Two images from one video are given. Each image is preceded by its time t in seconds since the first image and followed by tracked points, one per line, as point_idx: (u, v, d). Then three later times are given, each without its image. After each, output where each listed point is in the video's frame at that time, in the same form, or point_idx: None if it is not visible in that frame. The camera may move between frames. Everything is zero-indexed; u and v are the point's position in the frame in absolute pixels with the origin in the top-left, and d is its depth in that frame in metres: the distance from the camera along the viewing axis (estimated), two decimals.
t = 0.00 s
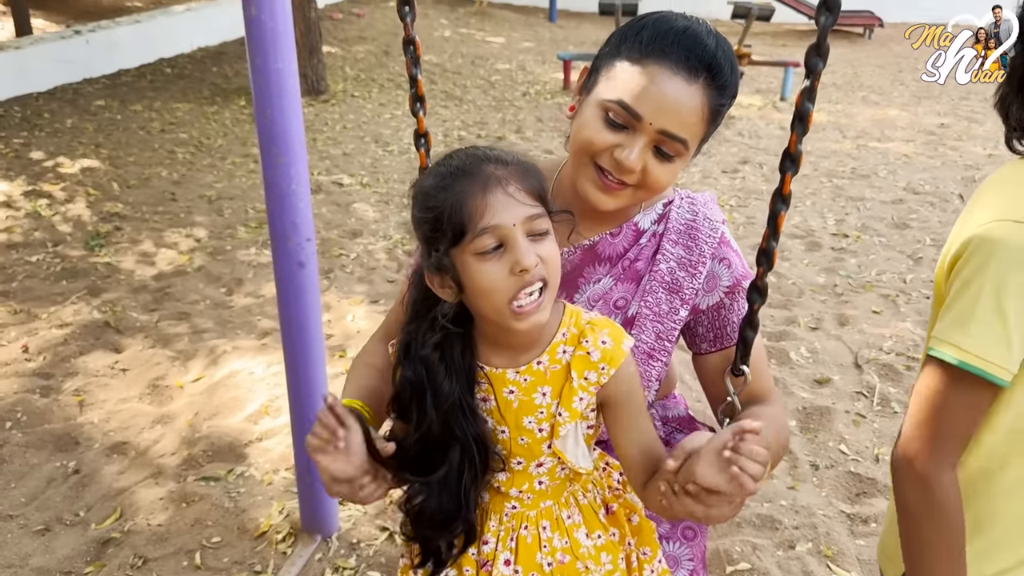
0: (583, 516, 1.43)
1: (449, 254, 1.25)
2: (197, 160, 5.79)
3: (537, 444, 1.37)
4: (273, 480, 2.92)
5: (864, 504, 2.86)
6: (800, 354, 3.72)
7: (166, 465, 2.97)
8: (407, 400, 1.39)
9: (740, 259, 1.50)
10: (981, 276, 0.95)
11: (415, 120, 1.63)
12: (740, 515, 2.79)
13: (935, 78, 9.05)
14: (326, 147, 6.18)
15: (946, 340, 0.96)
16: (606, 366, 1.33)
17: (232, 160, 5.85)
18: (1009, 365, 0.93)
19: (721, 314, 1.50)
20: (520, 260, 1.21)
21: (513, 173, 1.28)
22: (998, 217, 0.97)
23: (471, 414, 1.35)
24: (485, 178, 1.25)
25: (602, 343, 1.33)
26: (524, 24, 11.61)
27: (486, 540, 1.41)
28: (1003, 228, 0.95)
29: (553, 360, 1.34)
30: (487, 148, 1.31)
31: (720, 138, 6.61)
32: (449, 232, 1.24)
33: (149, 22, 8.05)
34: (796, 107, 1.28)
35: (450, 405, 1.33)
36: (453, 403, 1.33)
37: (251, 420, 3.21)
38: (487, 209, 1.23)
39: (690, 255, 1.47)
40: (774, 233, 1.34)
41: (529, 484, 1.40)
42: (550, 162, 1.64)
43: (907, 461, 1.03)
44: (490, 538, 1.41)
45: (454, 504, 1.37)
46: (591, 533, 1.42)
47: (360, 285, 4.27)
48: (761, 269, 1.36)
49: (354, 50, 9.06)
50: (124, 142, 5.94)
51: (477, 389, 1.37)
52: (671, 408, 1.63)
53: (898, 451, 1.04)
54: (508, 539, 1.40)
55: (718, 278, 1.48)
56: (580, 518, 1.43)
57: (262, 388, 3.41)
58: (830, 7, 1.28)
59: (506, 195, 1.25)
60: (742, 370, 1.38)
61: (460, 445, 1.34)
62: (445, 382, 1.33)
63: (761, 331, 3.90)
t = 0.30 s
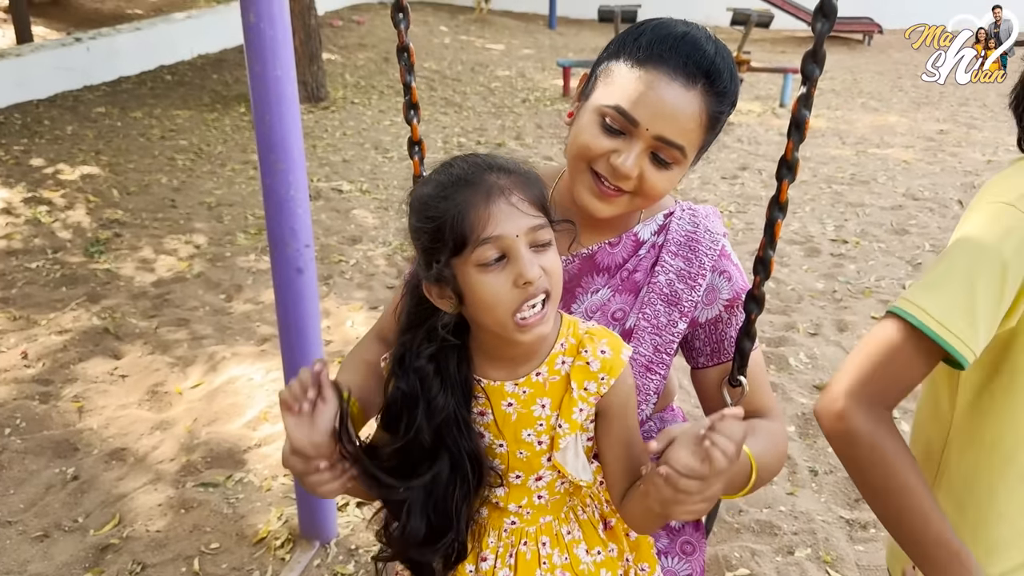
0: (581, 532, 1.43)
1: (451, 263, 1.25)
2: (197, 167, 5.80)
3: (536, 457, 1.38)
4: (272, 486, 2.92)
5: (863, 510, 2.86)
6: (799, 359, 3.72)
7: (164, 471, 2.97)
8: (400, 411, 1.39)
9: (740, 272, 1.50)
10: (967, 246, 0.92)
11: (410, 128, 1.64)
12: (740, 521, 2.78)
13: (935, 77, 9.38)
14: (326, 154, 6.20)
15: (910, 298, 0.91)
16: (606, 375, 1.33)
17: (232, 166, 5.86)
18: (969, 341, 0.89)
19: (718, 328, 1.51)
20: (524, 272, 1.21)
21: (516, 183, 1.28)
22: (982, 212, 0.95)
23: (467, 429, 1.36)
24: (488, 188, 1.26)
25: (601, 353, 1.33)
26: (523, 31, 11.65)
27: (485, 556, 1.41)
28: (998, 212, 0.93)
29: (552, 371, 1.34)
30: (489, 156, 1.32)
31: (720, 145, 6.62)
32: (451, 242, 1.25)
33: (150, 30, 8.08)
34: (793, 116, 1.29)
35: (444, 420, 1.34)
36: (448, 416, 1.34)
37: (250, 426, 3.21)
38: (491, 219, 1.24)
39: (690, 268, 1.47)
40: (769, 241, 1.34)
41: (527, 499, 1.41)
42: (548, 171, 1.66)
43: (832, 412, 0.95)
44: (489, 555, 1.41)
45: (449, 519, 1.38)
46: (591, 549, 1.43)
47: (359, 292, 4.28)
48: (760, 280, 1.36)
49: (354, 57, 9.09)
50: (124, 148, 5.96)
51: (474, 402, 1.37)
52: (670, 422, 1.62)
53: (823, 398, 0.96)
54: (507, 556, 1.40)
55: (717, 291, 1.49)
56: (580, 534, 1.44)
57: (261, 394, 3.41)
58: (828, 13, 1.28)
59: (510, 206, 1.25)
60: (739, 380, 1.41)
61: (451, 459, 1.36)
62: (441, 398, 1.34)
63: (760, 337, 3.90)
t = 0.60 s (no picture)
0: (581, 544, 1.44)
1: (443, 279, 1.25)
2: (199, 174, 5.82)
3: (535, 468, 1.39)
4: (272, 493, 2.92)
5: (865, 516, 2.85)
6: (801, 366, 3.71)
7: (165, 477, 2.97)
8: (399, 427, 1.39)
9: (737, 279, 1.51)
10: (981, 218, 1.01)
11: (408, 136, 1.64)
12: (741, 528, 2.78)
13: (935, 76, 9.81)
14: (328, 160, 6.21)
15: (906, 233, 1.04)
16: (604, 388, 1.33)
17: (233, 173, 5.87)
18: (936, 295, 1.02)
19: (717, 336, 1.52)
20: (517, 286, 1.22)
21: (506, 197, 1.28)
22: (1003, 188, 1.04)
23: (465, 442, 1.36)
24: (479, 203, 1.25)
25: (599, 364, 1.33)
26: (525, 38, 11.68)
27: (483, 568, 1.43)
28: None
29: (549, 382, 1.34)
30: (475, 169, 1.31)
31: (720, 151, 6.64)
32: (442, 258, 1.25)
33: (152, 37, 8.11)
34: (793, 122, 1.29)
35: (443, 434, 1.34)
36: (448, 429, 1.34)
37: (251, 433, 3.21)
38: (481, 234, 1.24)
39: (686, 276, 1.47)
40: (770, 250, 1.33)
41: (526, 510, 1.42)
42: (540, 180, 1.66)
43: (787, 303, 1.13)
44: (487, 566, 1.43)
45: (446, 532, 1.39)
46: (591, 561, 1.43)
47: (360, 298, 4.28)
48: (759, 287, 1.36)
49: (356, 65, 9.11)
50: (126, 155, 5.97)
51: (473, 413, 1.38)
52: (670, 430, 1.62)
53: (784, 290, 1.13)
54: (505, 567, 1.42)
55: (714, 299, 1.49)
56: (579, 545, 1.44)
57: (262, 401, 3.41)
58: (826, 21, 1.29)
59: (500, 220, 1.25)
60: (740, 388, 1.40)
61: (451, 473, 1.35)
62: (439, 411, 1.34)
63: (761, 343, 3.90)
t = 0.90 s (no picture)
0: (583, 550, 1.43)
1: (447, 289, 1.26)
2: (201, 181, 5.83)
3: (533, 477, 1.39)
4: (274, 500, 2.91)
5: (867, 523, 2.84)
6: (802, 372, 3.71)
7: (166, 484, 2.97)
8: (399, 430, 1.44)
9: (735, 285, 1.51)
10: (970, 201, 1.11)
11: (408, 142, 1.65)
12: (742, 535, 2.77)
13: (937, 74, 10.26)
14: (329, 167, 6.23)
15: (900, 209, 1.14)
16: (599, 396, 1.34)
17: (235, 180, 5.89)
18: (915, 264, 1.12)
19: (716, 342, 1.51)
20: (523, 300, 1.23)
21: (513, 208, 1.29)
22: (1007, 178, 1.11)
23: (464, 450, 1.38)
24: (487, 216, 1.26)
25: (595, 372, 1.34)
26: (526, 45, 11.70)
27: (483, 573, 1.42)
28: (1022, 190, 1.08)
29: (546, 390, 1.36)
30: (481, 179, 1.31)
31: (721, 158, 6.65)
32: (448, 268, 1.25)
33: (154, 45, 8.14)
34: (790, 128, 1.30)
35: (441, 440, 1.37)
36: (444, 436, 1.37)
37: (252, 440, 3.21)
38: (490, 246, 1.24)
39: (685, 283, 1.48)
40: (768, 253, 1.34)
41: (525, 516, 1.42)
42: (541, 187, 1.65)
43: (784, 258, 1.24)
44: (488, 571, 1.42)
45: (455, 538, 1.40)
46: (592, 566, 1.42)
47: (361, 305, 4.28)
48: (756, 292, 1.37)
49: (357, 72, 9.14)
50: (128, 162, 5.99)
51: (470, 423, 1.40)
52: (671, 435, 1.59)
53: (781, 246, 1.24)
54: (506, 573, 1.40)
55: (712, 305, 1.49)
56: (580, 550, 1.43)
57: (263, 407, 3.41)
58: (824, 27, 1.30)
59: (509, 233, 1.26)
60: (739, 393, 1.43)
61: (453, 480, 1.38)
62: (436, 418, 1.37)
63: (762, 349, 3.90)
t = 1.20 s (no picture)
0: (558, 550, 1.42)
1: (426, 244, 1.26)
2: (194, 165, 5.79)
3: (501, 471, 1.37)
4: (261, 488, 2.89)
5: (857, 524, 2.84)
6: (795, 372, 3.70)
7: (152, 470, 2.94)
8: (363, 416, 1.44)
9: (718, 273, 1.46)
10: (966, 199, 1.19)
11: (397, 131, 1.62)
12: (732, 533, 2.77)
13: (935, 77, 10.29)
14: (324, 155, 6.19)
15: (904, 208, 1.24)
16: (567, 387, 1.31)
17: (229, 166, 5.84)
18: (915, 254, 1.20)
19: (700, 331, 1.46)
20: (500, 264, 1.23)
21: (506, 178, 1.30)
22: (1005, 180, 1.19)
23: (429, 440, 1.38)
24: (479, 176, 1.28)
25: (563, 363, 1.32)
26: (525, 37, 11.66)
27: None
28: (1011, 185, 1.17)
29: (513, 381, 1.34)
30: (483, 150, 1.33)
31: (718, 156, 6.63)
32: (430, 224, 1.26)
33: (150, 28, 8.07)
34: (792, 122, 1.29)
35: (404, 427, 1.37)
36: (408, 423, 1.37)
37: (240, 427, 3.19)
38: (477, 202, 1.26)
39: (665, 271, 1.45)
40: (764, 251, 1.34)
41: (498, 515, 1.40)
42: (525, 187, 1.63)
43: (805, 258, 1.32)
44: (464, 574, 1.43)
45: (422, 533, 1.41)
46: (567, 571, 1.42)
47: (353, 294, 4.26)
48: (752, 290, 1.37)
49: (355, 60, 9.09)
50: (121, 145, 5.94)
51: (434, 413, 1.39)
52: (655, 438, 1.64)
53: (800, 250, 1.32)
54: None
55: (694, 293, 1.45)
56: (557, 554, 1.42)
57: (252, 395, 3.39)
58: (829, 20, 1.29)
59: (499, 195, 1.27)
60: (730, 393, 1.42)
61: (419, 470, 1.38)
62: (399, 403, 1.38)
63: (755, 348, 3.89)
